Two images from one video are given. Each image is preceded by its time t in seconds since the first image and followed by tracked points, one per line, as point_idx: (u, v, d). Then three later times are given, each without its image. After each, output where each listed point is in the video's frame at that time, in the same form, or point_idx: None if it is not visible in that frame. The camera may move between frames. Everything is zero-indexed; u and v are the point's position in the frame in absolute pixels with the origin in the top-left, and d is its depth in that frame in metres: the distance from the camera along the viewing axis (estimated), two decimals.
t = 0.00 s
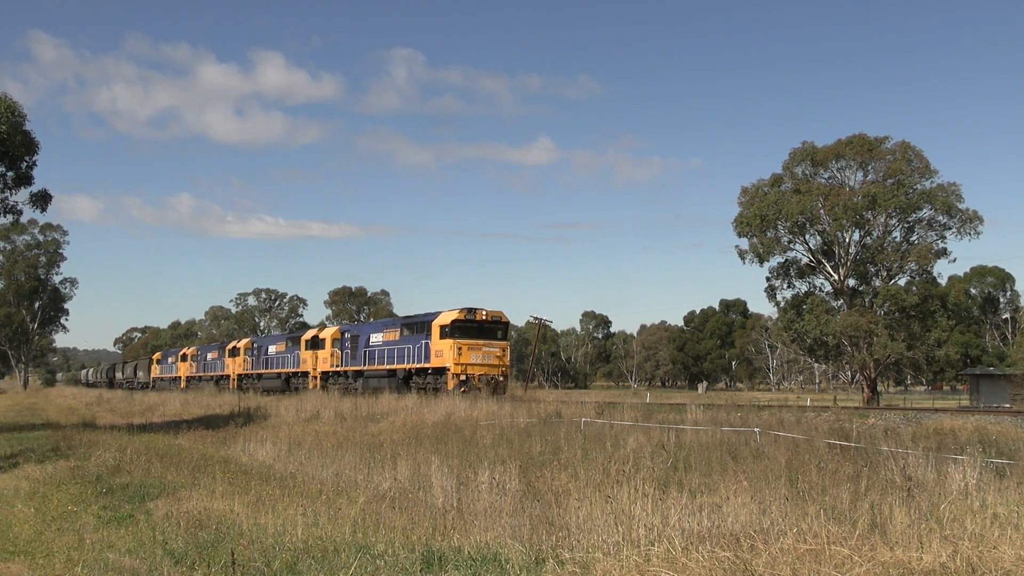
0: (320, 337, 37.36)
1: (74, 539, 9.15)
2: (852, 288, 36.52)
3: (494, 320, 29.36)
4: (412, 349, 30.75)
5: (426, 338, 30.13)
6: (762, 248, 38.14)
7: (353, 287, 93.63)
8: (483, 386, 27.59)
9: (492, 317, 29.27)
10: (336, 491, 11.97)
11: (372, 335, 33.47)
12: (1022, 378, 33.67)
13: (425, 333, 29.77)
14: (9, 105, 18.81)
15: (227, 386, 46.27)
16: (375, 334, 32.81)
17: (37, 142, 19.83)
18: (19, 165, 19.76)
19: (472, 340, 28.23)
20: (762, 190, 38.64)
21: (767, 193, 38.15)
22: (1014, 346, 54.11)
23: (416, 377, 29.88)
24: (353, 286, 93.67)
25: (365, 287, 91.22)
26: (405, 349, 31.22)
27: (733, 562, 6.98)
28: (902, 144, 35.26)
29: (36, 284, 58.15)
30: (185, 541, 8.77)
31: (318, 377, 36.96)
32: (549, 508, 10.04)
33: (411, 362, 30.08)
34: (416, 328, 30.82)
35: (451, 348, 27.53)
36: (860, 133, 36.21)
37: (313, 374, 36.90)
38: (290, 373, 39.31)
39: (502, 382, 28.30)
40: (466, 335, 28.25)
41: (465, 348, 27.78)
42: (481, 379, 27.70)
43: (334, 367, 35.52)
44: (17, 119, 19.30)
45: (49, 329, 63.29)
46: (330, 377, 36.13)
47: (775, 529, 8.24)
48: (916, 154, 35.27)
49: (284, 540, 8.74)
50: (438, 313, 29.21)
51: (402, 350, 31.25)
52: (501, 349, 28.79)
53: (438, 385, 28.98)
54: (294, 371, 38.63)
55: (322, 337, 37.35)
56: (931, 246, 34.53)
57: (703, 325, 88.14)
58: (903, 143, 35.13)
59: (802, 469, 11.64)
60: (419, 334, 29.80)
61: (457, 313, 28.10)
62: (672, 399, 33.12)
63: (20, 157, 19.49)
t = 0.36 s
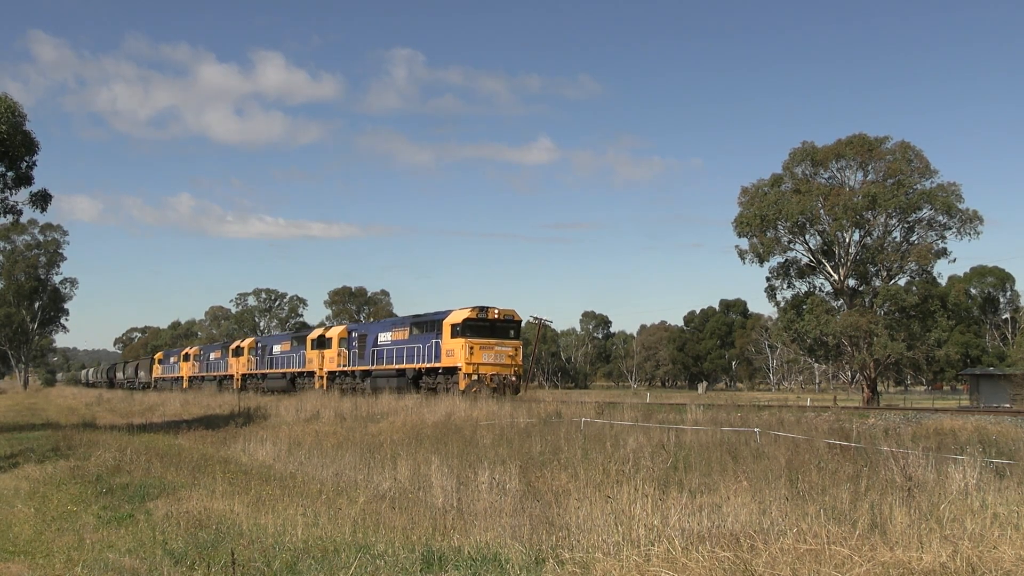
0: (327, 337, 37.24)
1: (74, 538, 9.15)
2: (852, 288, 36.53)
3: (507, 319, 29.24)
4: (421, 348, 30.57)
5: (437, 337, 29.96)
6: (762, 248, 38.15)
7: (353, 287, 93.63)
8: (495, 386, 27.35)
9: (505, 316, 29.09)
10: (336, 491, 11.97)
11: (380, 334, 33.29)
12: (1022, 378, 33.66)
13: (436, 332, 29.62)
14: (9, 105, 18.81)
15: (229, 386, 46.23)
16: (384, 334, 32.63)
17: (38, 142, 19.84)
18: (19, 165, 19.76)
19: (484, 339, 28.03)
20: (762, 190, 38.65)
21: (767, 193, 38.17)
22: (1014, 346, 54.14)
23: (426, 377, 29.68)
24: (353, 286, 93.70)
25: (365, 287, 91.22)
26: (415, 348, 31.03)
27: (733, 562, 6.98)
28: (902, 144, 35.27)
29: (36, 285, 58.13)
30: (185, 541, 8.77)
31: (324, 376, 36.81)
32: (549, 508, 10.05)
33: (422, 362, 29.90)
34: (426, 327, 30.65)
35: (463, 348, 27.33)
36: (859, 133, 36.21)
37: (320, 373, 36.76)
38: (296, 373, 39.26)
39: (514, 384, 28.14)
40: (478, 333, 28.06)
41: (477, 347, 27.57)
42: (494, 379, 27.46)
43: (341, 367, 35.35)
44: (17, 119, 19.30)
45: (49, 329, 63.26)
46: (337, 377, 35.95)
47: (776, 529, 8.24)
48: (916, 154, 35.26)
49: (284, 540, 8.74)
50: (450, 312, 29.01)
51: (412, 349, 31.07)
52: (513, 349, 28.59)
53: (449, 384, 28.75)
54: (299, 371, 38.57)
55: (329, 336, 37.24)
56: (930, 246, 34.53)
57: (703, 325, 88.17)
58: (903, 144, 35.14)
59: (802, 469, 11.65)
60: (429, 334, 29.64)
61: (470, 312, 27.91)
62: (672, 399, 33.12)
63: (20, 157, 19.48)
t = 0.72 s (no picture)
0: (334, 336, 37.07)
1: (74, 539, 9.15)
2: (852, 288, 36.55)
3: (519, 317, 29.02)
4: (431, 348, 30.38)
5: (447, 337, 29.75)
6: (762, 248, 38.15)
7: (353, 287, 93.66)
8: (507, 386, 27.19)
9: (518, 315, 28.84)
10: (336, 491, 11.97)
11: (389, 334, 33.09)
12: (1022, 378, 33.66)
13: (447, 331, 29.43)
14: (9, 105, 18.81)
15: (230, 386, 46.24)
16: (393, 333, 32.42)
17: (38, 142, 19.84)
18: (19, 165, 19.76)
19: (496, 338, 27.81)
20: (762, 190, 38.65)
21: (767, 193, 38.17)
22: (1014, 346, 54.17)
23: (436, 377, 29.50)
24: (353, 286, 93.72)
25: (365, 287, 91.28)
26: (424, 348, 30.84)
27: (733, 562, 6.98)
28: (902, 144, 35.26)
29: (36, 285, 58.16)
30: (185, 541, 8.77)
31: (331, 376, 36.65)
32: (549, 508, 10.05)
33: (432, 361, 29.72)
34: (436, 327, 30.45)
35: (475, 347, 27.14)
36: (860, 133, 36.20)
37: (327, 373, 36.63)
38: (302, 373, 39.19)
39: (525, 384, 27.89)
40: (490, 333, 27.84)
41: (489, 347, 27.38)
42: (506, 379, 27.30)
43: (349, 366, 35.16)
44: (17, 119, 19.29)
45: (50, 329, 63.28)
46: (344, 377, 35.82)
47: (776, 529, 8.25)
48: (916, 154, 35.26)
49: (284, 540, 8.75)
50: (461, 310, 28.78)
51: (421, 349, 30.87)
52: (526, 348, 28.36)
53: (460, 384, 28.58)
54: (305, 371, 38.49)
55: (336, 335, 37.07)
56: (930, 246, 34.53)
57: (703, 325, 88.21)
58: (903, 143, 35.13)
59: (802, 469, 11.64)
60: (440, 333, 29.45)
61: (482, 310, 27.69)
62: (672, 399, 33.14)
63: (20, 157, 19.48)
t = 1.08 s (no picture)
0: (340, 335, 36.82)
1: (74, 539, 9.15)
2: (852, 287, 36.55)
3: (532, 315, 28.71)
4: (442, 347, 30.13)
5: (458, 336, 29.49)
6: (762, 248, 38.14)
7: (353, 287, 93.65)
8: (521, 387, 26.88)
9: (531, 313, 28.51)
10: (336, 491, 11.97)
11: (398, 333, 32.82)
12: (1022, 378, 33.65)
13: (459, 330, 29.16)
14: (9, 105, 18.82)
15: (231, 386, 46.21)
16: (402, 332, 32.14)
17: (38, 142, 19.84)
18: (19, 165, 19.76)
19: (509, 337, 27.50)
20: (762, 190, 38.67)
21: (768, 193, 38.18)
22: (1014, 346, 54.21)
23: (448, 377, 29.24)
24: (353, 286, 93.74)
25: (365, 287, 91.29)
26: (434, 347, 30.57)
27: (733, 562, 6.98)
28: (902, 144, 35.26)
29: (36, 285, 58.16)
30: (185, 541, 8.77)
31: (338, 376, 36.43)
32: (549, 508, 10.04)
33: (443, 361, 29.44)
34: (447, 325, 30.20)
35: (488, 347, 26.83)
36: (859, 133, 36.21)
37: (334, 373, 36.35)
38: (307, 372, 39.02)
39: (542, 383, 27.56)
40: (503, 332, 27.51)
41: (503, 346, 27.06)
42: (519, 378, 26.99)
43: (356, 366, 34.91)
44: (17, 120, 19.30)
45: (49, 329, 63.25)
46: (352, 377, 35.58)
47: (776, 529, 8.25)
48: (916, 154, 35.26)
49: (284, 540, 8.74)
50: (473, 309, 28.47)
51: (431, 348, 30.61)
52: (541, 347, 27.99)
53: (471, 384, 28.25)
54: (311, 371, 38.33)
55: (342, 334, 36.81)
56: (931, 246, 34.52)
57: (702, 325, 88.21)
58: (903, 143, 35.13)
59: (803, 469, 11.63)
60: (452, 333, 29.21)
61: (495, 308, 27.38)
62: (672, 399, 33.13)
63: (20, 157, 19.47)
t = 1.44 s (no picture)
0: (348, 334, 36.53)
1: (74, 539, 9.15)
2: (852, 288, 36.55)
3: (546, 314, 28.33)
4: (453, 347, 29.83)
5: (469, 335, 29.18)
6: (762, 248, 38.14)
7: (353, 287, 93.64)
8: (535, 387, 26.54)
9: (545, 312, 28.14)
10: (336, 491, 11.98)
11: (407, 332, 32.51)
12: (1021, 378, 33.66)
13: (471, 329, 28.90)
14: (9, 105, 18.82)
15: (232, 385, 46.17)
16: (412, 331, 31.85)
17: (38, 142, 19.84)
18: (19, 165, 19.76)
19: (523, 336, 27.13)
20: (762, 190, 38.68)
21: (768, 193, 38.18)
22: (1014, 346, 54.27)
23: (459, 377, 28.93)
24: (353, 286, 93.73)
25: (365, 287, 91.29)
26: (444, 347, 30.27)
27: (733, 562, 6.98)
28: (902, 144, 35.28)
29: (36, 285, 58.17)
30: (185, 541, 8.77)
31: (346, 376, 36.17)
32: (550, 507, 10.05)
33: (455, 360, 29.16)
34: (458, 324, 29.90)
35: (501, 346, 26.55)
36: (860, 133, 36.21)
37: (341, 372, 36.05)
38: (313, 372, 38.76)
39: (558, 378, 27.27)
40: (516, 331, 27.14)
41: (516, 345, 26.79)
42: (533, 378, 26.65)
43: (365, 366, 34.65)
44: (17, 119, 19.30)
45: (49, 329, 63.23)
46: (359, 376, 35.28)
47: (776, 529, 8.25)
48: (916, 154, 35.27)
49: (284, 540, 8.74)
50: (486, 308, 28.22)
51: (442, 347, 30.30)
52: (555, 346, 27.70)
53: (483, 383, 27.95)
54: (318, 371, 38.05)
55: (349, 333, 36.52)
56: (931, 246, 34.53)
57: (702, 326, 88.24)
58: (903, 143, 35.15)
59: (802, 469, 11.64)
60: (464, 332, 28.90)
61: (508, 307, 27.14)
62: (672, 399, 33.14)
63: (20, 157, 19.48)
